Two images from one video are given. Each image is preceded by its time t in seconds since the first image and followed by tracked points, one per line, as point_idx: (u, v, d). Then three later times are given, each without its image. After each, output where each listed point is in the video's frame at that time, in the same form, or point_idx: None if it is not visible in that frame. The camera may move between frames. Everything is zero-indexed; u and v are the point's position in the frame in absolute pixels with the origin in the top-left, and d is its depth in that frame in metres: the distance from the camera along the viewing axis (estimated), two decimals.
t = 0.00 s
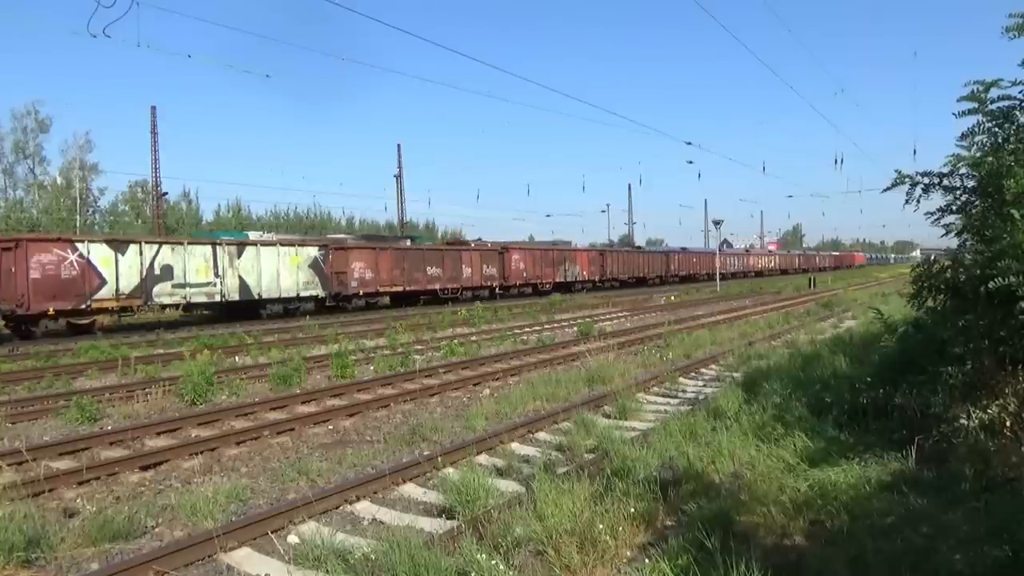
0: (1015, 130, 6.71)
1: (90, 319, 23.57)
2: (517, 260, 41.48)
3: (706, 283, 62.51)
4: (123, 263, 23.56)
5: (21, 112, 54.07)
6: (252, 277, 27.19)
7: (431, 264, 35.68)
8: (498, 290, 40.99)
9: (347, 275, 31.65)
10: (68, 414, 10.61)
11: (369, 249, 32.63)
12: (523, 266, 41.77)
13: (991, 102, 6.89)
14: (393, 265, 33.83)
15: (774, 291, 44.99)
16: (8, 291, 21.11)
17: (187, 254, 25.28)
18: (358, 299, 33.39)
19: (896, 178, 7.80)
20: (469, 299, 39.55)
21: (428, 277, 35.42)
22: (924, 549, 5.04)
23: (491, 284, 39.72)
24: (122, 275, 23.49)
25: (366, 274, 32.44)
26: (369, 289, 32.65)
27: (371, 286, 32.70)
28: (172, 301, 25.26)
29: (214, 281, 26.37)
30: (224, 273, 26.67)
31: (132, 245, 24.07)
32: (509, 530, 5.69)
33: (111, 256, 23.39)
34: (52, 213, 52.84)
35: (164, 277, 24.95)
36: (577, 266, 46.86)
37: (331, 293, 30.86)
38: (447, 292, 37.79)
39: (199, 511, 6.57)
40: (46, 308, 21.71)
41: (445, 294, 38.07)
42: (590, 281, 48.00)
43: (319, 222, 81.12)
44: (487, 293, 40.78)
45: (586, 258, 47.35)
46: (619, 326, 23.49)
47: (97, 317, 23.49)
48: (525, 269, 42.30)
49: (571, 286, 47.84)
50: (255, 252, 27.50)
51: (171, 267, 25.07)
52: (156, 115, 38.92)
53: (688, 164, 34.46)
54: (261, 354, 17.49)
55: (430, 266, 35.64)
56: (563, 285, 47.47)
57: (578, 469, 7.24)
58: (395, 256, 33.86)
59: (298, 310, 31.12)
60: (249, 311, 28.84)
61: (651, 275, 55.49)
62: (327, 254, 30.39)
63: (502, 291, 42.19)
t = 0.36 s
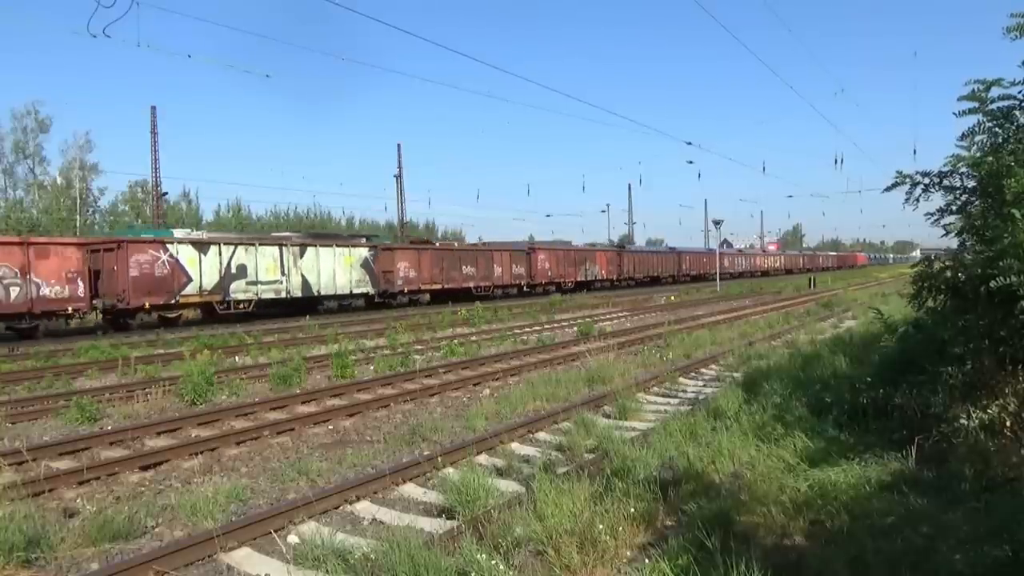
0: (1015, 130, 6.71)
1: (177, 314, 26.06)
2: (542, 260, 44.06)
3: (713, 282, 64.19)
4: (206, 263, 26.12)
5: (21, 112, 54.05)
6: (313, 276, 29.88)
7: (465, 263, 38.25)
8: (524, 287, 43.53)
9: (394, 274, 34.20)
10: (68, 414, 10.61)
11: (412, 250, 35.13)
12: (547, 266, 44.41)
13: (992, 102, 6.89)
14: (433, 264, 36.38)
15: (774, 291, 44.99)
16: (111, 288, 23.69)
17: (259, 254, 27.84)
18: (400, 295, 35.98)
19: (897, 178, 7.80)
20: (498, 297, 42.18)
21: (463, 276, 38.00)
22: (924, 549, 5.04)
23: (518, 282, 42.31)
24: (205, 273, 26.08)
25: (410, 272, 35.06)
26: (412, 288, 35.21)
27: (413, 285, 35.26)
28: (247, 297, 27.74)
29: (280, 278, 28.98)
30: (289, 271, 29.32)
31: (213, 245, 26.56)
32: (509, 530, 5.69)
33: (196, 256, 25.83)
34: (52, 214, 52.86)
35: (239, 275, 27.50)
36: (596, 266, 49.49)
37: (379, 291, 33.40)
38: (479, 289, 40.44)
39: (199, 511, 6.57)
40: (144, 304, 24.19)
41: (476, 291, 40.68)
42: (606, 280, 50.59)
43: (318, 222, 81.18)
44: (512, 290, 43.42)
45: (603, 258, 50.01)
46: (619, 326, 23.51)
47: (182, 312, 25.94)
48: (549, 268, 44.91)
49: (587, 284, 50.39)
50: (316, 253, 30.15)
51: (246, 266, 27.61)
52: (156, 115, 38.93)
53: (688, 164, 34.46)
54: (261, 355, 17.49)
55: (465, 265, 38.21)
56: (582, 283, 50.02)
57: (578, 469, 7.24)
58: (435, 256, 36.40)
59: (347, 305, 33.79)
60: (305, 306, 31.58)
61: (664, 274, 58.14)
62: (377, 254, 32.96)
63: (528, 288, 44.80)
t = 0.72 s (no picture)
0: (1015, 130, 6.72)
1: (249, 308, 28.69)
2: (566, 260, 46.34)
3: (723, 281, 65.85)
4: (277, 264, 28.76)
5: (21, 112, 54.01)
6: (368, 275, 32.33)
7: (498, 263, 40.63)
8: (549, 285, 45.80)
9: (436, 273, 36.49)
10: (68, 414, 10.61)
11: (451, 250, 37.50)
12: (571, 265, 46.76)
13: (992, 102, 6.89)
14: (469, 264, 38.68)
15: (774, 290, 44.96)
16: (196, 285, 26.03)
17: (320, 255, 30.28)
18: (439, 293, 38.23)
19: (898, 178, 7.80)
20: (526, 294, 44.57)
21: (496, 274, 40.43)
22: (924, 549, 5.05)
23: (544, 280, 44.68)
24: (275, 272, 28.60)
25: (450, 272, 37.35)
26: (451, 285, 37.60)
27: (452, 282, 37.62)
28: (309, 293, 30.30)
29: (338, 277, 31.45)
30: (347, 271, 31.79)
31: (280, 248, 29.06)
32: (509, 530, 5.69)
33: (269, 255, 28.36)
34: (53, 214, 52.88)
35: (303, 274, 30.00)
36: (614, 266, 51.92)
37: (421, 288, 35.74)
38: (509, 287, 42.88)
39: (199, 511, 6.57)
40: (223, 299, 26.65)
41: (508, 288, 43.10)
42: (623, 279, 52.77)
43: (318, 222, 81.24)
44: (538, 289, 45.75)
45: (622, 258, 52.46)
46: (619, 326, 23.51)
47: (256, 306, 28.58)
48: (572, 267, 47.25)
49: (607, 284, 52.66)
50: (369, 254, 32.47)
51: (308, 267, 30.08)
52: (157, 115, 38.95)
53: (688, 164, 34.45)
54: (261, 355, 17.50)
55: (497, 264, 40.58)
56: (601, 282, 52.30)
57: (578, 469, 7.25)
58: (470, 256, 38.73)
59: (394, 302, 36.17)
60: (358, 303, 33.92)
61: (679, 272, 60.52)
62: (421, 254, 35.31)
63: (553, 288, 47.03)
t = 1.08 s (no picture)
0: (1015, 131, 6.72)
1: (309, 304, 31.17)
2: (587, 260, 48.50)
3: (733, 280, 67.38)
4: (335, 263, 31.23)
5: (21, 112, 53.90)
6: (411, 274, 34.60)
7: (525, 263, 42.94)
8: (571, 285, 47.98)
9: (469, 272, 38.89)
10: (68, 414, 10.61)
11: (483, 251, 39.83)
12: (592, 265, 48.82)
13: (993, 102, 6.89)
14: (499, 264, 41.07)
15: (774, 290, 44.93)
16: (264, 282, 28.72)
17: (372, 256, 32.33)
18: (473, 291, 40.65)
19: (898, 178, 7.80)
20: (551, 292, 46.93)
21: (524, 274, 42.80)
22: (924, 549, 5.05)
23: (568, 280, 46.79)
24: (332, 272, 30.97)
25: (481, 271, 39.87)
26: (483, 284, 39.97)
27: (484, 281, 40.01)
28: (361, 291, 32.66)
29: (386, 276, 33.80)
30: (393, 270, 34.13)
31: (336, 248, 31.53)
32: (509, 530, 5.69)
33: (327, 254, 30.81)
34: (52, 214, 52.86)
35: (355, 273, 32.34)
36: (631, 266, 54.04)
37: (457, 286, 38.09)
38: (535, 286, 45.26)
39: (199, 511, 6.57)
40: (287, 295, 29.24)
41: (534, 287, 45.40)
42: (635, 279, 54.10)
43: (318, 222, 81.28)
44: (562, 288, 47.92)
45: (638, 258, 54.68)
46: (619, 326, 23.51)
47: (316, 302, 31.00)
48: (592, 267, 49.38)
49: (623, 283, 54.84)
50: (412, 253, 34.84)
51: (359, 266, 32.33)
52: (157, 115, 38.95)
53: (688, 164, 34.43)
54: (261, 354, 17.49)
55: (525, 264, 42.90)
56: (618, 282, 54.39)
57: (578, 469, 7.25)
58: (501, 256, 41.33)
59: (431, 297, 38.79)
60: (399, 299, 36.29)
61: (692, 271, 62.67)
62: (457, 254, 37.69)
63: (574, 288, 49.06)
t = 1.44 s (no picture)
0: (1015, 131, 6.73)
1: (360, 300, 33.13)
2: (605, 260, 50.16)
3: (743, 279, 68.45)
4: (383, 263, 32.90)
5: (21, 112, 53.87)
6: (450, 273, 36.36)
7: (550, 263, 44.62)
8: (590, 284, 49.61)
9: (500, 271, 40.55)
10: (68, 414, 10.61)
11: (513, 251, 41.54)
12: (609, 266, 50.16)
13: (992, 103, 6.90)
14: (527, 263, 42.75)
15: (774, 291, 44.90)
16: (322, 280, 30.57)
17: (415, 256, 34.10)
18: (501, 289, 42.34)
19: (897, 179, 7.81)
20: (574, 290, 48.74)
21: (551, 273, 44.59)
22: (924, 549, 5.05)
23: (588, 280, 48.32)
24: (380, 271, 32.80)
25: (512, 270, 41.55)
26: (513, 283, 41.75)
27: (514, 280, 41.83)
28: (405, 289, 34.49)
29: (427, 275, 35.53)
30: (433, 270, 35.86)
31: (384, 249, 33.33)
32: (509, 530, 5.69)
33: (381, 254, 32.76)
34: (52, 214, 52.80)
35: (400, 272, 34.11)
36: (644, 266, 55.78)
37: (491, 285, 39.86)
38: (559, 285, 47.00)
39: (199, 511, 6.57)
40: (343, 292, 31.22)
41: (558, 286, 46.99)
42: (636, 279, 54.25)
43: (318, 222, 81.33)
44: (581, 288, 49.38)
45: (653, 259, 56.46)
46: (619, 326, 23.50)
47: (366, 299, 33.09)
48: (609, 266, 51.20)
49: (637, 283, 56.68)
50: (450, 253, 36.55)
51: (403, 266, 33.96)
52: (157, 114, 38.94)
53: (688, 164, 34.42)
54: (261, 355, 17.49)
55: (550, 264, 44.58)
56: (633, 281, 56.09)
57: (578, 469, 7.25)
58: (528, 256, 42.95)
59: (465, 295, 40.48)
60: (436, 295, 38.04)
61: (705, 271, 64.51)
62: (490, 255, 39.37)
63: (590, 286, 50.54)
